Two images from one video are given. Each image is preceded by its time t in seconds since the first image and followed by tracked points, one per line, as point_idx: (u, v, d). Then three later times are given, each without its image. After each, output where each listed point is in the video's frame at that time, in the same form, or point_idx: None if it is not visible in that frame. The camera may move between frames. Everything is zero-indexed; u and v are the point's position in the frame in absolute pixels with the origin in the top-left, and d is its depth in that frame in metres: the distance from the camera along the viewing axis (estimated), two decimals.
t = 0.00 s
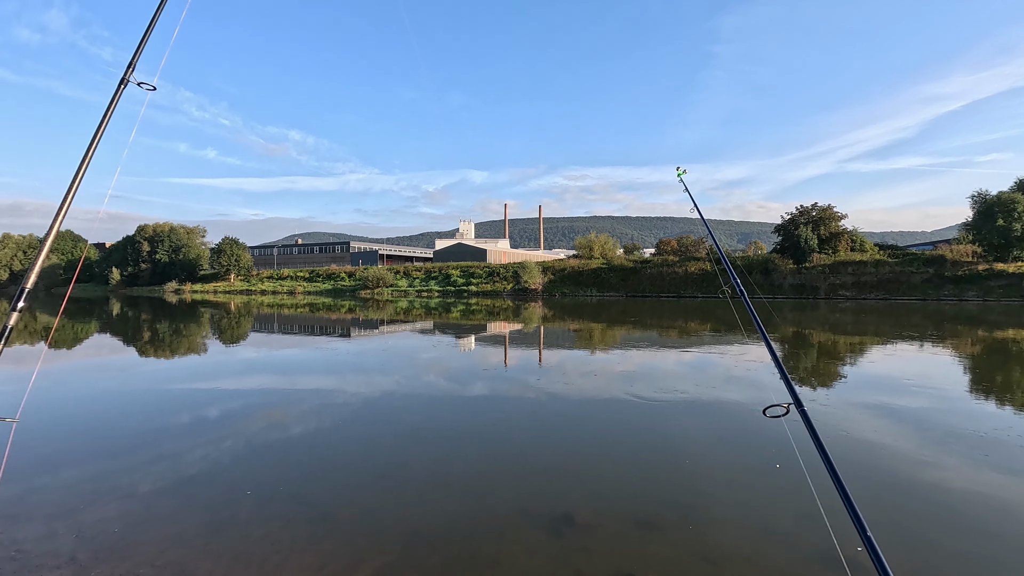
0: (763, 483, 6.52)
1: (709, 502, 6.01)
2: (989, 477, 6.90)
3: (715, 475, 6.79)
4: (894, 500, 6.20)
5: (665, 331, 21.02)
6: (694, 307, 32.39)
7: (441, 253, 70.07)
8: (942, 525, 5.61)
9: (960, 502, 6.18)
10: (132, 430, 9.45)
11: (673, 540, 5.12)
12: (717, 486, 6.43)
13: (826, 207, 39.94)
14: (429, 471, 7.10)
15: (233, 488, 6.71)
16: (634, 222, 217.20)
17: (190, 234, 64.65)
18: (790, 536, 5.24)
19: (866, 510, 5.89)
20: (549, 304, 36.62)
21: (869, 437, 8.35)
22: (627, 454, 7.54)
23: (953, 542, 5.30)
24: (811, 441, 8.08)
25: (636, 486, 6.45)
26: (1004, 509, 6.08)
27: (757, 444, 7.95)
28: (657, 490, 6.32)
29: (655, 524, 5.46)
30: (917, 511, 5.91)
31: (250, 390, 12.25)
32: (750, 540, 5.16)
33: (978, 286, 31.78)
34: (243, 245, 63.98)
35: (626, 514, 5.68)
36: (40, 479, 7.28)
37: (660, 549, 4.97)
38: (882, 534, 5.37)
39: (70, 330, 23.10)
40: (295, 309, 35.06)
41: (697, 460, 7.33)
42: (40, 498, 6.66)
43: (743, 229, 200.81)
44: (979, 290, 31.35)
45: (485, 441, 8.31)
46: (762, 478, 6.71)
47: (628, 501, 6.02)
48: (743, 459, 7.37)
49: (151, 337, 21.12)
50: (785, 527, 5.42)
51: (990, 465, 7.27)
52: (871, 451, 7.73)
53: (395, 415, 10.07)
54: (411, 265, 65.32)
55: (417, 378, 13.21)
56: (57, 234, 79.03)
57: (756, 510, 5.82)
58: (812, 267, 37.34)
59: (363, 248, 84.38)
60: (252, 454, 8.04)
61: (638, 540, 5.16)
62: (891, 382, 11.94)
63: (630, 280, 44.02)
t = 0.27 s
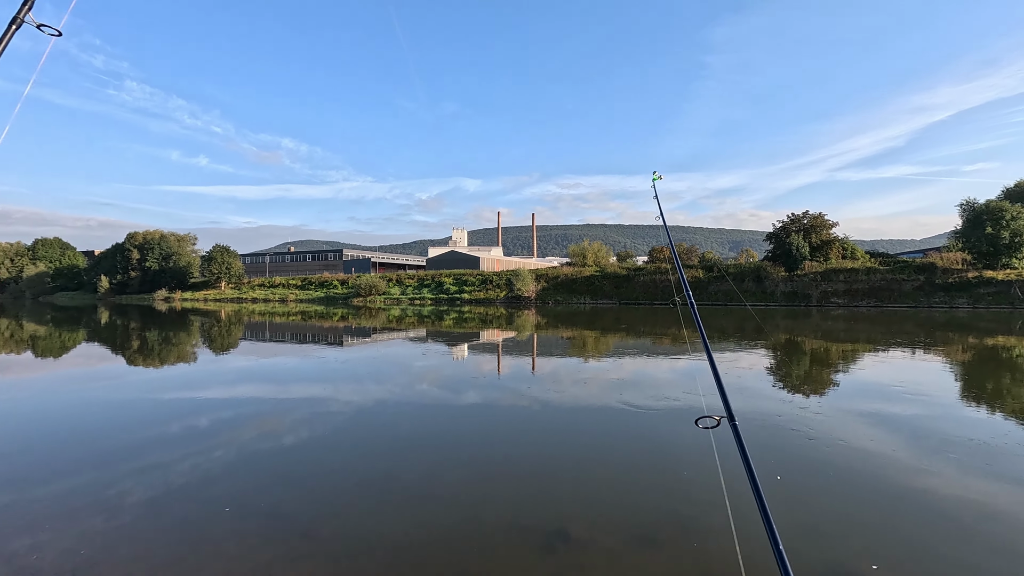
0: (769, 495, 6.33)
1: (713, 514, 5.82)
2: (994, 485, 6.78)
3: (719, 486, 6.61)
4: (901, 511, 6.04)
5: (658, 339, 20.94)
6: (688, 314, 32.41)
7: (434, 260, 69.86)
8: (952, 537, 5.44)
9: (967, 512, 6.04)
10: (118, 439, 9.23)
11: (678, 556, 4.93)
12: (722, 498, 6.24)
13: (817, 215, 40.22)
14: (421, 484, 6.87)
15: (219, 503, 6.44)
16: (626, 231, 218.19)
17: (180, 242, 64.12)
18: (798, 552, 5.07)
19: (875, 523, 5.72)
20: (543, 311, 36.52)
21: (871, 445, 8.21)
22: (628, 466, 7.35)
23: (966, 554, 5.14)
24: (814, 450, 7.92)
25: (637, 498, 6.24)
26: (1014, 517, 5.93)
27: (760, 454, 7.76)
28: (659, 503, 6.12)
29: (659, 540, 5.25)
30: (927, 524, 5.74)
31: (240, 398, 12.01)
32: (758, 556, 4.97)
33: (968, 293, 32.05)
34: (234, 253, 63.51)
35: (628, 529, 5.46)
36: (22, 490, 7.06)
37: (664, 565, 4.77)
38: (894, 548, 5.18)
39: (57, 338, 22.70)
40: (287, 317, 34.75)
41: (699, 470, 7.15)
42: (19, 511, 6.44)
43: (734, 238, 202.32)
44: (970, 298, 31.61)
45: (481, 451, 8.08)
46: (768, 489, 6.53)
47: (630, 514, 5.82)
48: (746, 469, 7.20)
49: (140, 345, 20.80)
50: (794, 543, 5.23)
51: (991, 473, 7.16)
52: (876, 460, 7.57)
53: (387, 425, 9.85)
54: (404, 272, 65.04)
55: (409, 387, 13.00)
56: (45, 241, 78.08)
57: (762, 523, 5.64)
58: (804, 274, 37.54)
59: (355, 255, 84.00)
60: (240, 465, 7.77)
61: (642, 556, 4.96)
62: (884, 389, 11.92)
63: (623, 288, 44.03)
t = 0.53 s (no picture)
0: (768, 502, 6.21)
1: (714, 524, 5.66)
2: (989, 487, 6.75)
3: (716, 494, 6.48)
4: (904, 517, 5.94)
5: (644, 343, 20.97)
6: (674, 317, 32.58)
7: (420, 264, 69.50)
8: (957, 544, 5.35)
9: (967, 516, 5.97)
10: (96, 447, 8.95)
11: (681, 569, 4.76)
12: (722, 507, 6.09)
13: (800, 219, 40.80)
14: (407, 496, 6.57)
15: (198, 517, 6.13)
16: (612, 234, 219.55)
17: (160, 245, 62.93)
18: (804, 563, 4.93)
19: (878, 530, 5.60)
20: (530, 315, 36.50)
21: (864, 449, 8.18)
22: (623, 474, 7.19)
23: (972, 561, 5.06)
24: (808, 455, 7.84)
25: (635, 508, 6.07)
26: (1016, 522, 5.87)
27: (755, 459, 7.67)
28: (658, 512, 5.95)
29: (660, 552, 5.08)
30: (928, 530, 5.65)
31: (222, 405, 11.70)
32: (764, 568, 4.81)
33: (946, 297, 32.73)
34: (217, 256, 62.42)
35: (628, 541, 5.28)
36: None
37: None
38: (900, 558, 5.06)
39: (32, 344, 22.02)
40: (270, 321, 34.17)
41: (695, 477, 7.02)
42: None
43: (718, 242, 204.77)
44: (948, 301, 32.25)
45: (472, 460, 7.86)
46: (767, 496, 6.40)
47: (629, 525, 5.64)
48: (742, 475, 7.09)
49: (119, 350, 20.22)
50: (798, 553, 5.09)
51: (982, 476, 7.15)
52: (871, 465, 7.51)
53: (371, 432, 9.59)
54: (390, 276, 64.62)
55: (394, 392, 12.78)
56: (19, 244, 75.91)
57: (764, 532, 5.51)
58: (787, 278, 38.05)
59: (340, 259, 83.22)
60: (221, 475, 7.46)
61: (641, 569, 4.78)
62: (866, 391, 12.04)
63: (609, 291, 44.15)
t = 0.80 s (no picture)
0: (763, 501, 6.21)
1: (713, 525, 5.62)
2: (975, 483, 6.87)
3: (711, 494, 6.46)
4: (899, 515, 5.97)
5: (629, 343, 21.12)
6: (659, 318, 32.84)
7: (405, 265, 69.09)
8: (953, 542, 5.39)
9: (955, 514, 6.06)
10: (71, 452, 8.67)
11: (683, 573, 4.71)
12: (720, 508, 6.07)
13: (781, 220, 41.47)
14: (401, 501, 6.45)
15: (183, 527, 5.92)
16: (596, 235, 220.80)
17: (138, 245, 61.60)
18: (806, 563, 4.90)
19: (876, 529, 5.62)
20: (515, 316, 36.51)
21: (850, 447, 8.27)
22: (616, 475, 7.15)
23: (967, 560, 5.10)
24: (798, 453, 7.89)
25: (631, 510, 6.02)
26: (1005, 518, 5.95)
27: (745, 458, 7.70)
28: (654, 514, 5.91)
29: (661, 556, 5.02)
30: (925, 528, 5.69)
31: (202, 408, 11.45)
32: (763, 569, 4.80)
33: (923, 297, 33.52)
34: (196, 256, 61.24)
35: (628, 545, 5.22)
36: None
37: None
38: (900, 557, 5.08)
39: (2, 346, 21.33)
40: (252, 323, 33.62)
41: (689, 478, 7.01)
42: None
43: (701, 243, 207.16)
44: (925, 301, 33.02)
45: (462, 463, 7.77)
46: (763, 496, 6.39)
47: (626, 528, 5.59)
48: (734, 474, 7.10)
49: (95, 353, 19.69)
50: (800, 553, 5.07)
51: (965, 472, 7.28)
52: (860, 463, 7.58)
53: (357, 434, 9.45)
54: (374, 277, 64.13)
55: (378, 394, 12.65)
56: None
57: (762, 532, 5.49)
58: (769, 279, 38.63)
59: (323, 259, 82.31)
60: (205, 481, 7.25)
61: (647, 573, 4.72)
62: (846, 390, 12.25)
63: (594, 292, 44.33)
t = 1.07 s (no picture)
0: (764, 502, 6.15)
1: (718, 529, 5.55)
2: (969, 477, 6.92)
3: (710, 496, 6.38)
4: (904, 514, 5.92)
5: (617, 339, 21.17)
6: (647, 315, 32.97)
7: (392, 261, 68.63)
8: (957, 539, 5.37)
9: (945, 507, 6.09)
10: (49, 453, 8.41)
11: None
12: (723, 511, 5.97)
13: (768, 218, 41.89)
14: (397, 504, 6.29)
15: (173, 532, 5.72)
16: (584, 232, 221.44)
17: (119, 241, 60.44)
18: (815, 567, 4.84)
19: (884, 529, 5.55)
20: (504, 312, 36.44)
21: (843, 444, 8.27)
22: (610, 476, 7.07)
23: (976, 555, 5.07)
24: (792, 451, 7.89)
25: (633, 513, 5.94)
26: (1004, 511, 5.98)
27: (739, 457, 7.66)
28: (658, 518, 5.82)
29: (666, 562, 4.93)
30: (926, 525, 5.66)
31: (185, 407, 11.19)
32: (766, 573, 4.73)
33: (906, 293, 34.05)
34: (179, 252, 60.19)
35: (633, 550, 5.15)
36: None
37: None
38: (910, 557, 5.04)
39: None
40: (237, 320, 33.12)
41: (689, 478, 6.94)
42: None
43: (687, 240, 208.78)
44: (908, 298, 33.57)
45: (455, 463, 7.65)
46: (765, 497, 6.33)
47: (630, 533, 5.49)
48: (733, 474, 7.03)
49: (74, 351, 19.22)
50: (809, 557, 5.00)
51: (953, 466, 7.33)
52: (855, 459, 7.57)
53: (344, 433, 9.29)
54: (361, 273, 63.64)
55: (365, 392, 12.50)
56: None
57: (767, 535, 5.43)
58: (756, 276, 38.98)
59: (309, 256, 81.45)
60: (192, 484, 7.03)
61: None
62: (831, 385, 12.38)
63: (583, 289, 44.39)
